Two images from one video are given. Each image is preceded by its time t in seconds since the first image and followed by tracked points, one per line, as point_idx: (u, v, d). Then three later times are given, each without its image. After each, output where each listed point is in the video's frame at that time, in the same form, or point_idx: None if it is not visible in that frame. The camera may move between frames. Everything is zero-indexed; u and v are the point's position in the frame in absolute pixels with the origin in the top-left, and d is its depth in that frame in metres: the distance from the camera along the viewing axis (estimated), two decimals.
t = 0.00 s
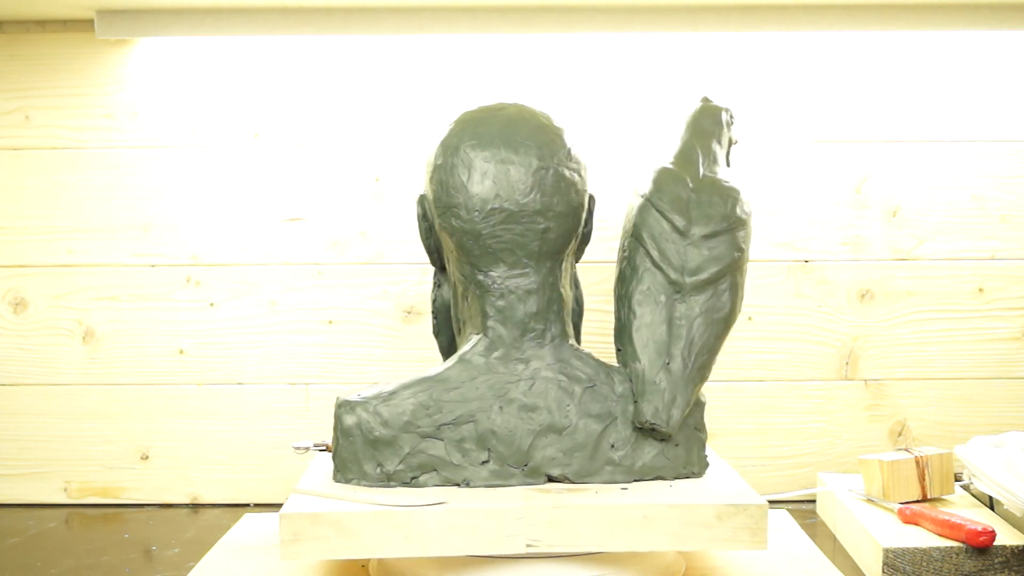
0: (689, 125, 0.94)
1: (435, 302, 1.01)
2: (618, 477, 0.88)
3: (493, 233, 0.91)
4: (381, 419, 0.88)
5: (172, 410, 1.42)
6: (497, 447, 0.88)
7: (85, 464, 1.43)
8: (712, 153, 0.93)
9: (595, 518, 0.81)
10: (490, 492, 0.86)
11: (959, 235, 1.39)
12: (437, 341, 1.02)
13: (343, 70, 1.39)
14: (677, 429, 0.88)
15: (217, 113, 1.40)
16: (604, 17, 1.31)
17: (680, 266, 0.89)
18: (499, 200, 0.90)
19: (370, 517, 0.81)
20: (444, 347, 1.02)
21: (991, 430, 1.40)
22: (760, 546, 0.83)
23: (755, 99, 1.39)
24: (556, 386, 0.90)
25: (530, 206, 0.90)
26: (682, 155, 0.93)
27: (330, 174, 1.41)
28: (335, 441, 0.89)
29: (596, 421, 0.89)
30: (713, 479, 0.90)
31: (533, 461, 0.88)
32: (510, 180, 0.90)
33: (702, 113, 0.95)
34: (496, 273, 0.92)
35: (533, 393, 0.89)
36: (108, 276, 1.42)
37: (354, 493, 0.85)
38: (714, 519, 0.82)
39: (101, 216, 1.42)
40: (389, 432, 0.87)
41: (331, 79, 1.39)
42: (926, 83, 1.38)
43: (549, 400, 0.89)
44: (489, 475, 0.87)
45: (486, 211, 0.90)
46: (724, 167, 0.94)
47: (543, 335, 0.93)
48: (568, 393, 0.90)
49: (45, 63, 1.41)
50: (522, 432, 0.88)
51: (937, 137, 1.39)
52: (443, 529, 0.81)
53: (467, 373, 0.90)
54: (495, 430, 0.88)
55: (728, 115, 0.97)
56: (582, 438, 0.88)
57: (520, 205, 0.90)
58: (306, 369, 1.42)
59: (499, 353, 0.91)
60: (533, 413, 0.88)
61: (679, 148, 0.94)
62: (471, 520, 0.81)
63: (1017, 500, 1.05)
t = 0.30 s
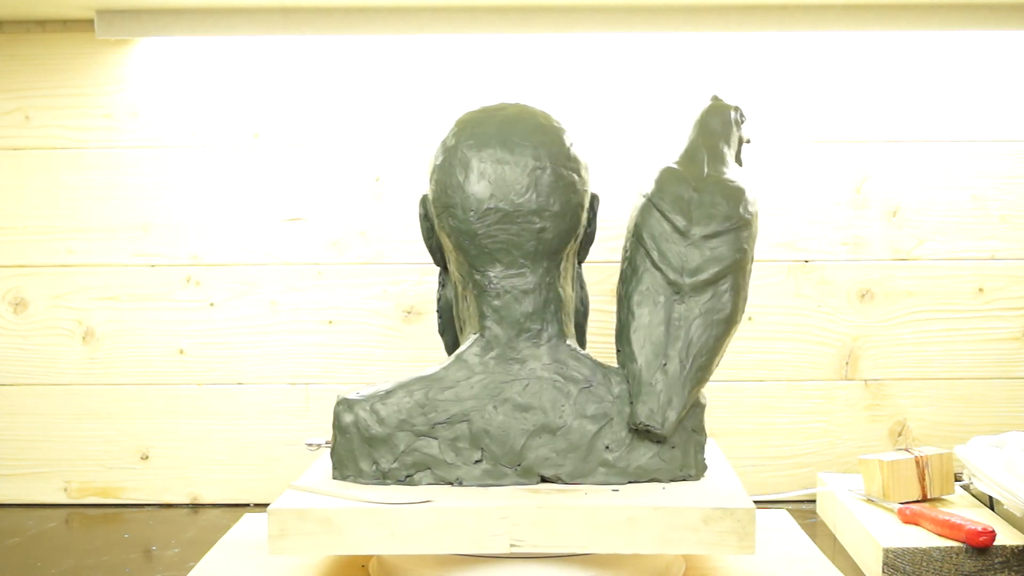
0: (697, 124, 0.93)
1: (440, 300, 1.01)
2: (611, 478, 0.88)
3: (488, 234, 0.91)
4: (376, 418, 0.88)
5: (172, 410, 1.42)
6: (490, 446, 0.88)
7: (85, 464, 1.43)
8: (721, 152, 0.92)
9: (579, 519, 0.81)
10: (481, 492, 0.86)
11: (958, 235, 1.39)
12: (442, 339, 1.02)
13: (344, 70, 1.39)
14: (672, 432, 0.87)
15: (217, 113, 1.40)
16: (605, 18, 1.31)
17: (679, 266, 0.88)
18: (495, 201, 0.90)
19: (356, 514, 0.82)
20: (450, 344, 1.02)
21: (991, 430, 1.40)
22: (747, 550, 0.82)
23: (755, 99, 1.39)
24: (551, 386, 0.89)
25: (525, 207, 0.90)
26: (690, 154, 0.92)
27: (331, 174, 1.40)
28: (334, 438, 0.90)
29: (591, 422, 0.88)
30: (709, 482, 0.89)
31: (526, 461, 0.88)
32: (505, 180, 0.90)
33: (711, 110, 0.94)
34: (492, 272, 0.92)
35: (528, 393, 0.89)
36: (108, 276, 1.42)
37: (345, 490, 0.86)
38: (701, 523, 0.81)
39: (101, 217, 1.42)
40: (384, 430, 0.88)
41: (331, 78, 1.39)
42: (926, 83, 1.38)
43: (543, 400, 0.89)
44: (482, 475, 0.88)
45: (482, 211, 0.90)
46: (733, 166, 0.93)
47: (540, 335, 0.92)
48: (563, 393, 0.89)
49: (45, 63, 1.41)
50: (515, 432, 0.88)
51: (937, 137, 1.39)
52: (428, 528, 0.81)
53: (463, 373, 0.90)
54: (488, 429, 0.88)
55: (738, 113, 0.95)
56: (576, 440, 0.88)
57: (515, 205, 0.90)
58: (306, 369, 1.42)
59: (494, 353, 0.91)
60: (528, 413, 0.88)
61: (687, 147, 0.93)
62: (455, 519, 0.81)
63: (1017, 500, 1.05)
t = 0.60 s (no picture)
0: (704, 123, 0.92)
1: (444, 300, 1.01)
2: (605, 480, 0.87)
3: (485, 233, 0.91)
4: (373, 416, 0.89)
5: (173, 410, 1.42)
6: (484, 446, 0.88)
7: (85, 464, 1.43)
8: (727, 153, 0.91)
9: (563, 520, 0.80)
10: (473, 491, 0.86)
11: (958, 235, 1.39)
12: (448, 339, 1.02)
13: (344, 70, 1.39)
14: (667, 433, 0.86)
15: (217, 113, 1.40)
16: (604, 18, 1.31)
17: (678, 266, 0.88)
18: (491, 200, 0.90)
19: (344, 511, 0.82)
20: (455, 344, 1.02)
21: (991, 430, 1.40)
22: (734, 555, 0.80)
23: (756, 99, 1.39)
24: (546, 386, 0.89)
25: (521, 207, 0.90)
26: (695, 155, 0.91)
27: (331, 173, 1.40)
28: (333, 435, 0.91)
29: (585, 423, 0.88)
30: (705, 484, 0.88)
31: (519, 461, 0.87)
32: (501, 180, 0.90)
33: (718, 109, 0.93)
34: (489, 272, 0.92)
35: (523, 393, 0.88)
36: (108, 276, 1.42)
37: (340, 488, 0.87)
38: (686, 526, 0.79)
39: (101, 217, 1.42)
40: (381, 428, 0.88)
41: (331, 78, 1.39)
42: (926, 83, 1.38)
43: (538, 400, 0.88)
44: (475, 475, 0.87)
45: (478, 211, 0.90)
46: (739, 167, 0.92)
47: (536, 335, 0.92)
48: (557, 393, 0.89)
49: (45, 63, 1.41)
50: (509, 432, 0.87)
51: (937, 137, 1.39)
52: (414, 526, 0.81)
53: (459, 372, 0.90)
54: (483, 429, 0.88)
55: (747, 113, 0.94)
56: (570, 440, 0.87)
57: (511, 205, 0.90)
58: (306, 369, 1.42)
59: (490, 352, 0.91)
60: (522, 413, 0.88)
61: (693, 148, 0.92)
62: (442, 517, 0.81)
63: (1017, 500, 1.05)
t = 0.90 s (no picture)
0: (709, 123, 0.91)
1: (450, 299, 1.02)
2: (598, 481, 0.86)
3: (480, 233, 0.91)
4: (371, 414, 0.90)
5: (173, 410, 1.42)
6: (478, 445, 0.88)
7: (85, 464, 1.43)
8: (734, 155, 0.90)
9: (547, 520, 0.80)
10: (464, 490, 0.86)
11: (959, 236, 1.39)
12: (454, 337, 1.03)
13: (345, 70, 1.39)
14: (660, 435, 0.85)
15: (218, 113, 1.40)
16: (604, 17, 1.31)
17: (676, 267, 0.87)
18: (486, 200, 0.90)
19: (334, 507, 0.83)
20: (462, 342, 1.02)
21: (991, 430, 1.40)
22: (720, 559, 0.78)
23: (756, 99, 1.38)
24: (541, 386, 0.89)
25: (516, 207, 0.90)
26: (699, 155, 0.91)
27: (331, 173, 1.40)
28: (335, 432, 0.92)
29: (579, 423, 0.87)
30: (702, 487, 0.87)
31: (512, 461, 0.87)
32: (497, 180, 0.90)
33: (723, 109, 0.92)
34: (485, 272, 0.92)
35: (517, 393, 0.88)
36: (108, 276, 1.42)
37: (335, 485, 0.87)
38: (669, 529, 0.78)
39: (101, 217, 1.42)
40: (378, 427, 0.90)
41: (331, 78, 1.39)
42: (926, 83, 1.38)
43: (533, 400, 0.88)
44: (469, 474, 0.88)
45: (473, 211, 0.90)
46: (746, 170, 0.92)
47: (532, 335, 0.91)
48: (552, 394, 0.88)
49: (45, 63, 1.41)
50: (503, 431, 0.88)
51: (937, 137, 1.39)
52: (401, 524, 0.81)
53: (455, 372, 0.90)
54: (477, 428, 0.88)
55: (754, 113, 0.93)
56: (563, 441, 0.87)
57: (506, 205, 0.90)
58: (306, 369, 1.42)
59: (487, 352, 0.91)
60: (516, 413, 0.88)
61: (698, 148, 0.91)
62: (428, 516, 0.81)
63: (1017, 500, 1.05)
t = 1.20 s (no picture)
0: (715, 122, 0.89)
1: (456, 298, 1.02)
2: (591, 483, 0.86)
3: (477, 233, 0.91)
4: (370, 412, 0.91)
5: (172, 410, 1.42)
6: (472, 445, 0.88)
7: (85, 464, 1.43)
8: (738, 156, 0.88)
9: (532, 521, 0.79)
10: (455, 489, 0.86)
11: (959, 236, 1.39)
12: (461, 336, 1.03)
13: (345, 70, 1.39)
14: (652, 436, 0.84)
15: (218, 113, 1.40)
16: (604, 17, 1.31)
17: (673, 267, 0.86)
18: (483, 200, 0.90)
19: (325, 504, 0.83)
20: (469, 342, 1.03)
21: (991, 430, 1.40)
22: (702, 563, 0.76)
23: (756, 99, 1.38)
24: (536, 386, 0.88)
25: (512, 207, 0.90)
26: (703, 154, 0.89)
27: (331, 173, 1.40)
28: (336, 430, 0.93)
29: (573, 424, 0.87)
30: (701, 489, 0.86)
31: (506, 461, 0.87)
32: (493, 180, 0.90)
33: (731, 107, 0.90)
34: (482, 272, 0.92)
35: (512, 393, 0.88)
36: (108, 276, 1.42)
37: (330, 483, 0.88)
38: (652, 532, 0.77)
39: (101, 217, 1.42)
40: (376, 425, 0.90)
41: (332, 78, 1.39)
42: (926, 83, 1.38)
43: (528, 400, 0.88)
44: (463, 473, 0.88)
45: (470, 211, 0.90)
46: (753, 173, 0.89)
47: (529, 334, 0.91)
48: (547, 394, 0.88)
49: (45, 63, 1.41)
50: (497, 431, 0.87)
51: (937, 137, 1.39)
52: (390, 522, 0.82)
53: (452, 371, 0.91)
54: (471, 427, 0.88)
55: (764, 112, 0.90)
56: (556, 441, 0.86)
57: (503, 205, 0.90)
58: (306, 369, 1.42)
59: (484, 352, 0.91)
60: (511, 413, 0.88)
61: (703, 147, 0.90)
62: (415, 514, 0.81)
63: (1017, 500, 1.05)
